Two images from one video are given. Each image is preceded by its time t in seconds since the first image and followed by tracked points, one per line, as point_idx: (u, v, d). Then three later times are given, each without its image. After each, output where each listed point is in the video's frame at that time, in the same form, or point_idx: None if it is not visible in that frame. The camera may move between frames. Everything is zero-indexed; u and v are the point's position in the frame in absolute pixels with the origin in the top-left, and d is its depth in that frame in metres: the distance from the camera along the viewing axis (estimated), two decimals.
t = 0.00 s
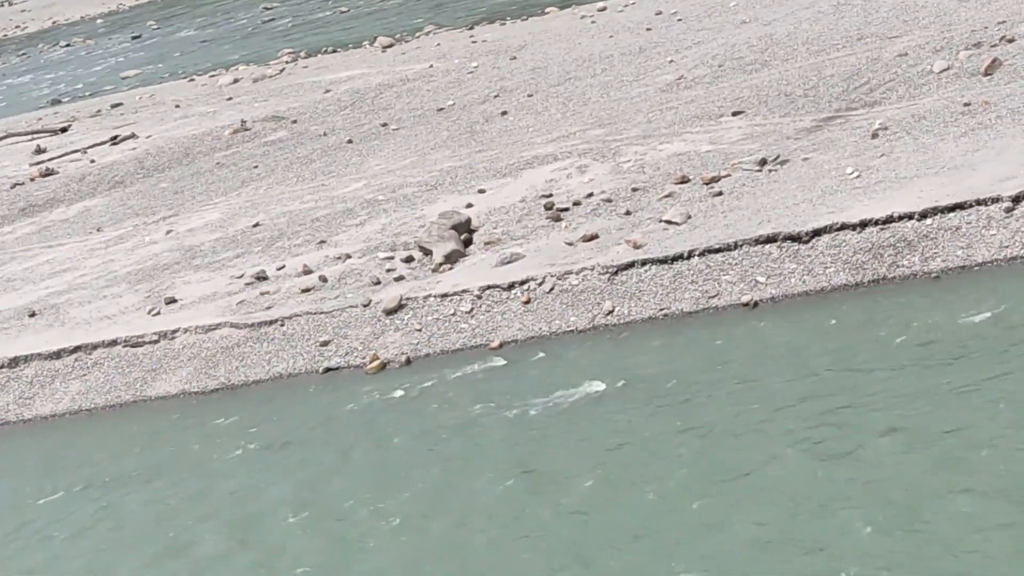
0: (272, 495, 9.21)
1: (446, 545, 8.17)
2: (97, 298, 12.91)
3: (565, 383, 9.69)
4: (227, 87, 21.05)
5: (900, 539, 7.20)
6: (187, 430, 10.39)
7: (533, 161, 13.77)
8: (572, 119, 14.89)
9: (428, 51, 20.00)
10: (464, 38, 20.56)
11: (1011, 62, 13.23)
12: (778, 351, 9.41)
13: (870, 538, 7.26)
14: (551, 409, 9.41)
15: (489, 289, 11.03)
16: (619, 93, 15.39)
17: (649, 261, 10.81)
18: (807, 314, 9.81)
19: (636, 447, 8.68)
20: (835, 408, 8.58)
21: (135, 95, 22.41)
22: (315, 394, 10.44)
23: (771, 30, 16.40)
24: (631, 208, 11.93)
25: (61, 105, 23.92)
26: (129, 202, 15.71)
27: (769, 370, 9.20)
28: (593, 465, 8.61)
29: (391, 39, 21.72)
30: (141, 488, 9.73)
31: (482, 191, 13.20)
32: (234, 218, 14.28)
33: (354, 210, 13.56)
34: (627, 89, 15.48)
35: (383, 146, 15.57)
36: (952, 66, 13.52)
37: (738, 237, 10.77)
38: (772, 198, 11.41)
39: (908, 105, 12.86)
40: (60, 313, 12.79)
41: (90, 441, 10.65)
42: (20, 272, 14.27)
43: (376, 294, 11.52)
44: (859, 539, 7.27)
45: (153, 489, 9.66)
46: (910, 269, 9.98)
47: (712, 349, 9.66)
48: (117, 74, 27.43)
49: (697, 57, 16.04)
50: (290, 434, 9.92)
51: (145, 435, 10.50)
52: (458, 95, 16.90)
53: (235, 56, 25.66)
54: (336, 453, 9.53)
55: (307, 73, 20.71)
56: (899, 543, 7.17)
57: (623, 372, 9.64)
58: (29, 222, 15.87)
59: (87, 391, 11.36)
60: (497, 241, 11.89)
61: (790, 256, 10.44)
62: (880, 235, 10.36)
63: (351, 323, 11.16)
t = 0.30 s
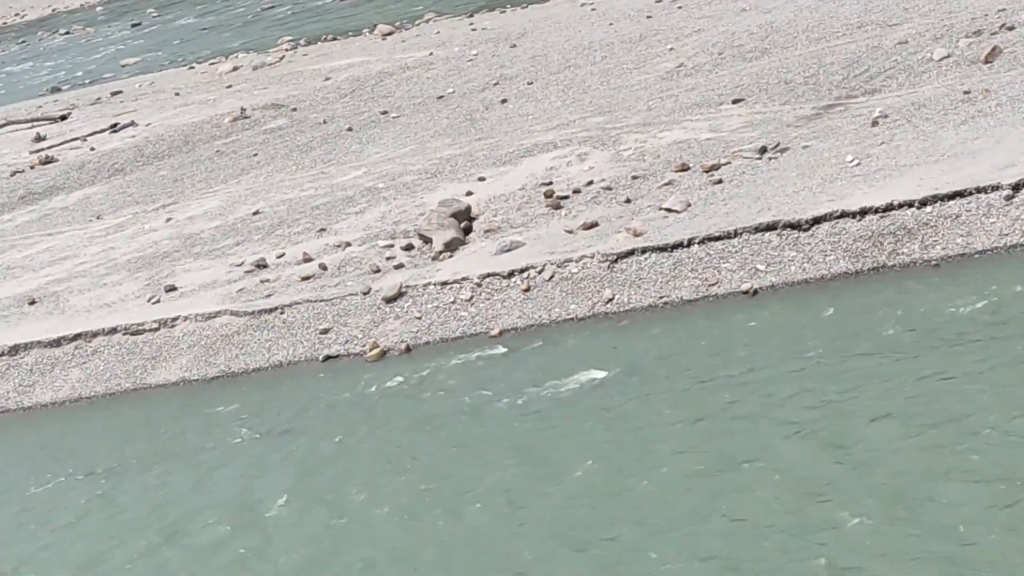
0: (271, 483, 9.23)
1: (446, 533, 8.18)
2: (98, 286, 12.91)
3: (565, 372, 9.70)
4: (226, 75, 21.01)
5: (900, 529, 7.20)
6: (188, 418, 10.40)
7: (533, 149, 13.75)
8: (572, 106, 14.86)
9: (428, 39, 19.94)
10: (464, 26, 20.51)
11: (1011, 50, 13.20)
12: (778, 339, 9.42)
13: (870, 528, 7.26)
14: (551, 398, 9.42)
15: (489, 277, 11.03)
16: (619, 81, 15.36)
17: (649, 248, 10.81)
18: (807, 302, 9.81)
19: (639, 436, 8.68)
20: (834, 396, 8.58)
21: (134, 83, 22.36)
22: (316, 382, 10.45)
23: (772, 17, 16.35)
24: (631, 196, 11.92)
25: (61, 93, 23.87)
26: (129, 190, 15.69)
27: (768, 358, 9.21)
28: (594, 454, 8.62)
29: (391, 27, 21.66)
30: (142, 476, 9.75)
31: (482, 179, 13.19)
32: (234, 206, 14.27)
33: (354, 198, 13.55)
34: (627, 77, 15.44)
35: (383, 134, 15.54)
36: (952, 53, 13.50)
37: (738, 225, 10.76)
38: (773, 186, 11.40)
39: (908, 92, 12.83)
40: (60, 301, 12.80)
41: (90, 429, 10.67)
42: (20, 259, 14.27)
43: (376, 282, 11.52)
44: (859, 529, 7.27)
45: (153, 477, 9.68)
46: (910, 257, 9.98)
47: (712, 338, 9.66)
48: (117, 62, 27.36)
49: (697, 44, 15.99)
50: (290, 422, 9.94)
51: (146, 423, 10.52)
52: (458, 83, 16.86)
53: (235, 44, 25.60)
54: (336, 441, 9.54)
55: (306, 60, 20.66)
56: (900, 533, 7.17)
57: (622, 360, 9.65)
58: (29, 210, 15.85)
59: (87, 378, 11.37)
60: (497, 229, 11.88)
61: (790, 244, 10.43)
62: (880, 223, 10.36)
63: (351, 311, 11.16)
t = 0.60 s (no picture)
0: (272, 471, 9.25)
1: (443, 521, 8.21)
2: (97, 274, 12.91)
3: (565, 360, 9.70)
4: (227, 63, 20.96)
5: (895, 518, 7.22)
6: (189, 406, 10.42)
7: (534, 136, 13.74)
8: (572, 94, 14.84)
9: (428, 26, 19.89)
10: (464, 13, 20.45)
11: (1012, 38, 13.17)
12: (777, 328, 9.42)
13: (866, 517, 7.28)
14: (551, 386, 9.43)
15: (489, 266, 11.04)
16: (619, 69, 15.33)
17: (649, 236, 10.81)
18: (807, 290, 9.82)
19: (637, 424, 8.70)
20: (833, 385, 8.59)
21: (135, 71, 22.31)
22: (315, 371, 10.46)
23: (773, 4, 16.30)
24: (632, 183, 11.91)
25: (61, 81, 23.82)
26: (129, 178, 15.68)
27: (768, 347, 9.21)
28: (593, 443, 8.63)
29: (391, 14, 21.60)
30: (143, 463, 9.78)
31: (482, 167, 13.17)
32: (234, 194, 14.25)
33: (355, 186, 13.54)
34: (628, 65, 15.41)
35: (383, 122, 15.52)
36: (953, 41, 13.46)
37: (739, 214, 10.76)
38: (773, 174, 11.39)
39: (909, 80, 12.81)
40: (60, 290, 12.80)
41: (91, 417, 10.70)
42: (20, 248, 14.27)
43: (376, 270, 11.53)
44: (854, 519, 7.29)
45: (154, 465, 9.71)
46: (911, 244, 9.97)
47: (712, 325, 9.67)
48: (117, 49, 27.30)
49: (698, 32, 15.95)
50: (291, 410, 9.96)
51: (146, 412, 10.53)
52: (458, 71, 16.82)
53: (235, 32, 25.54)
54: (336, 429, 9.55)
55: (306, 48, 20.61)
56: (894, 522, 7.19)
57: (622, 348, 9.66)
58: (29, 198, 15.85)
59: (87, 366, 11.40)
60: (497, 217, 11.87)
61: (790, 233, 10.43)
62: (881, 211, 10.36)
63: (352, 300, 11.17)
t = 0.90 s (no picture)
0: (273, 458, 9.27)
1: (442, 509, 8.22)
2: (97, 262, 12.91)
3: (565, 348, 9.71)
4: (227, 50, 20.92)
5: (890, 508, 7.23)
6: (190, 394, 10.43)
7: (534, 124, 13.71)
8: (573, 82, 14.80)
9: (428, 14, 19.83)
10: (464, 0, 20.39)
11: (1013, 24, 13.13)
12: (778, 316, 9.42)
13: (866, 506, 7.30)
14: (551, 374, 9.43)
15: (489, 254, 11.03)
16: (620, 57, 15.28)
17: (650, 224, 10.80)
18: (808, 278, 9.81)
19: (638, 412, 8.70)
20: (834, 373, 8.60)
21: (135, 59, 22.26)
22: (316, 358, 10.47)
23: None
24: (632, 171, 11.90)
25: (62, 69, 23.78)
26: (129, 166, 15.66)
27: (769, 335, 9.21)
28: (593, 431, 8.65)
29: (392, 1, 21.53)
30: (146, 451, 9.80)
31: (483, 154, 13.15)
32: (234, 182, 14.24)
33: (355, 173, 13.53)
34: (628, 52, 15.37)
35: (383, 110, 15.49)
36: (954, 28, 13.42)
37: (739, 201, 10.75)
38: (774, 161, 11.37)
39: (910, 67, 12.78)
40: (60, 278, 12.80)
41: (93, 405, 10.71)
42: (21, 236, 14.27)
43: (376, 258, 11.53)
44: (851, 508, 7.30)
45: (156, 453, 9.72)
46: (912, 232, 9.97)
47: (713, 313, 9.67)
48: (118, 37, 27.24)
49: (699, 19, 15.89)
50: (292, 398, 9.97)
51: (146, 400, 10.54)
52: (459, 59, 16.78)
53: (236, 19, 25.47)
54: (337, 417, 9.56)
55: (306, 36, 20.56)
56: (889, 511, 7.20)
57: (622, 336, 9.66)
58: (29, 186, 15.84)
59: (87, 354, 11.41)
60: (497, 204, 11.86)
61: (791, 220, 10.42)
62: (882, 198, 10.35)
63: (352, 288, 11.17)
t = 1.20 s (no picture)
0: (273, 447, 9.28)
1: (442, 498, 8.24)
2: (97, 251, 12.91)
3: (565, 337, 9.71)
4: (226, 39, 20.87)
5: (886, 499, 7.23)
6: (191, 383, 10.44)
7: (534, 113, 13.69)
8: (573, 71, 14.77)
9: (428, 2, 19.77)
10: None
11: (1013, 13, 13.09)
12: (778, 305, 9.42)
13: (865, 495, 7.31)
14: (551, 363, 9.44)
15: (489, 243, 11.03)
16: (619, 45, 15.25)
17: (649, 213, 10.80)
18: (807, 266, 9.81)
19: (638, 401, 8.71)
20: (833, 361, 8.60)
21: (134, 48, 22.21)
22: (316, 347, 10.48)
23: None
24: (632, 159, 11.89)
25: (62, 57, 23.73)
26: (129, 154, 15.65)
27: (769, 324, 9.21)
28: (589, 421, 8.64)
29: None
30: (147, 439, 9.81)
31: (482, 143, 13.14)
32: (234, 171, 14.22)
33: (354, 162, 13.52)
34: (628, 41, 15.34)
35: (382, 99, 15.46)
36: (954, 16, 13.38)
37: (739, 190, 10.74)
38: (774, 150, 11.36)
39: (909, 56, 12.75)
40: (60, 267, 12.80)
41: (93, 394, 10.71)
42: (20, 225, 14.26)
43: (376, 247, 11.53)
44: (846, 500, 7.30)
45: (157, 441, 9.74)
46: (912, 220, 9.97)
47: (712, 302, 9.67)
48: (117, 25, 27.18)
49: (699, 7, 15.85)
50: (292, 387, 9.98)
51: (146, 389, 10.56)
52: (458, 47, 16.74)
53: (235, 8, 25.40)
54: (337, 406, 9.57)
55: (306, 24, 20.50)
56: (885, 503, 7.20)
57: (622, 325, 9.66)
58: (29, 175, 15.82)
59: (87, 343, 11.42)
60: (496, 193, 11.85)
61: (791, 209, 10.42)
62: (882, 186, 10.35)
63: (352, 277, 11.17)
